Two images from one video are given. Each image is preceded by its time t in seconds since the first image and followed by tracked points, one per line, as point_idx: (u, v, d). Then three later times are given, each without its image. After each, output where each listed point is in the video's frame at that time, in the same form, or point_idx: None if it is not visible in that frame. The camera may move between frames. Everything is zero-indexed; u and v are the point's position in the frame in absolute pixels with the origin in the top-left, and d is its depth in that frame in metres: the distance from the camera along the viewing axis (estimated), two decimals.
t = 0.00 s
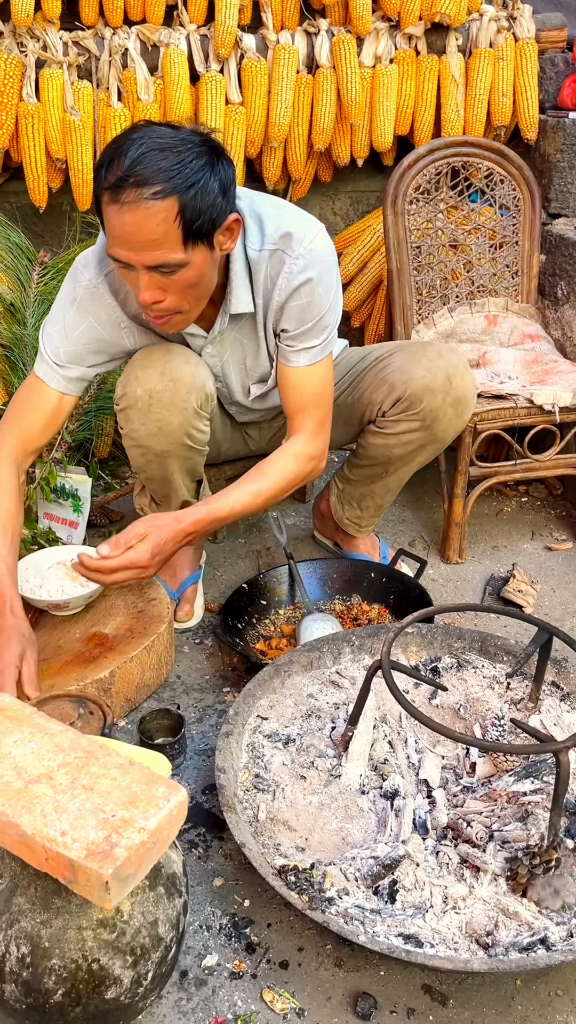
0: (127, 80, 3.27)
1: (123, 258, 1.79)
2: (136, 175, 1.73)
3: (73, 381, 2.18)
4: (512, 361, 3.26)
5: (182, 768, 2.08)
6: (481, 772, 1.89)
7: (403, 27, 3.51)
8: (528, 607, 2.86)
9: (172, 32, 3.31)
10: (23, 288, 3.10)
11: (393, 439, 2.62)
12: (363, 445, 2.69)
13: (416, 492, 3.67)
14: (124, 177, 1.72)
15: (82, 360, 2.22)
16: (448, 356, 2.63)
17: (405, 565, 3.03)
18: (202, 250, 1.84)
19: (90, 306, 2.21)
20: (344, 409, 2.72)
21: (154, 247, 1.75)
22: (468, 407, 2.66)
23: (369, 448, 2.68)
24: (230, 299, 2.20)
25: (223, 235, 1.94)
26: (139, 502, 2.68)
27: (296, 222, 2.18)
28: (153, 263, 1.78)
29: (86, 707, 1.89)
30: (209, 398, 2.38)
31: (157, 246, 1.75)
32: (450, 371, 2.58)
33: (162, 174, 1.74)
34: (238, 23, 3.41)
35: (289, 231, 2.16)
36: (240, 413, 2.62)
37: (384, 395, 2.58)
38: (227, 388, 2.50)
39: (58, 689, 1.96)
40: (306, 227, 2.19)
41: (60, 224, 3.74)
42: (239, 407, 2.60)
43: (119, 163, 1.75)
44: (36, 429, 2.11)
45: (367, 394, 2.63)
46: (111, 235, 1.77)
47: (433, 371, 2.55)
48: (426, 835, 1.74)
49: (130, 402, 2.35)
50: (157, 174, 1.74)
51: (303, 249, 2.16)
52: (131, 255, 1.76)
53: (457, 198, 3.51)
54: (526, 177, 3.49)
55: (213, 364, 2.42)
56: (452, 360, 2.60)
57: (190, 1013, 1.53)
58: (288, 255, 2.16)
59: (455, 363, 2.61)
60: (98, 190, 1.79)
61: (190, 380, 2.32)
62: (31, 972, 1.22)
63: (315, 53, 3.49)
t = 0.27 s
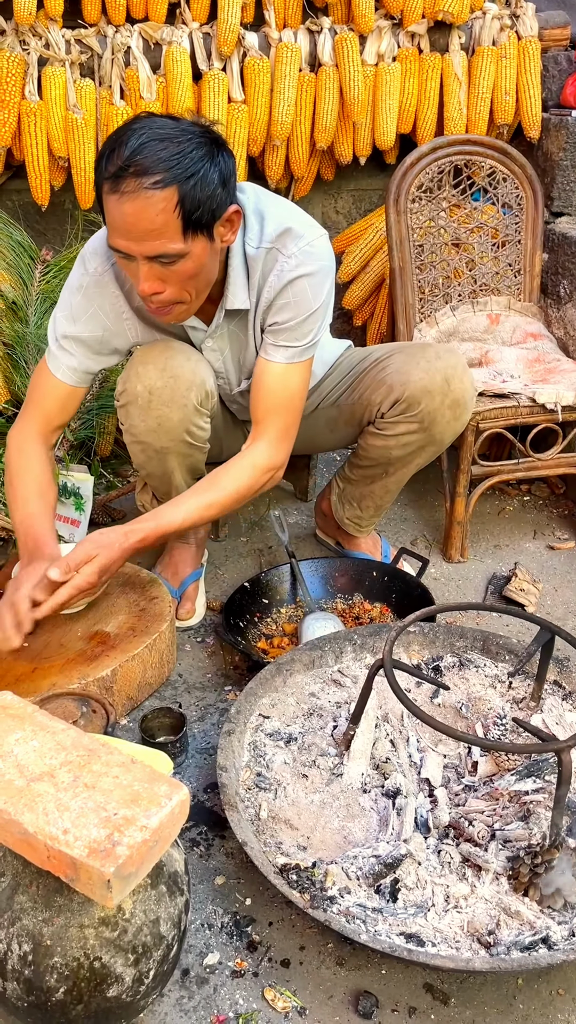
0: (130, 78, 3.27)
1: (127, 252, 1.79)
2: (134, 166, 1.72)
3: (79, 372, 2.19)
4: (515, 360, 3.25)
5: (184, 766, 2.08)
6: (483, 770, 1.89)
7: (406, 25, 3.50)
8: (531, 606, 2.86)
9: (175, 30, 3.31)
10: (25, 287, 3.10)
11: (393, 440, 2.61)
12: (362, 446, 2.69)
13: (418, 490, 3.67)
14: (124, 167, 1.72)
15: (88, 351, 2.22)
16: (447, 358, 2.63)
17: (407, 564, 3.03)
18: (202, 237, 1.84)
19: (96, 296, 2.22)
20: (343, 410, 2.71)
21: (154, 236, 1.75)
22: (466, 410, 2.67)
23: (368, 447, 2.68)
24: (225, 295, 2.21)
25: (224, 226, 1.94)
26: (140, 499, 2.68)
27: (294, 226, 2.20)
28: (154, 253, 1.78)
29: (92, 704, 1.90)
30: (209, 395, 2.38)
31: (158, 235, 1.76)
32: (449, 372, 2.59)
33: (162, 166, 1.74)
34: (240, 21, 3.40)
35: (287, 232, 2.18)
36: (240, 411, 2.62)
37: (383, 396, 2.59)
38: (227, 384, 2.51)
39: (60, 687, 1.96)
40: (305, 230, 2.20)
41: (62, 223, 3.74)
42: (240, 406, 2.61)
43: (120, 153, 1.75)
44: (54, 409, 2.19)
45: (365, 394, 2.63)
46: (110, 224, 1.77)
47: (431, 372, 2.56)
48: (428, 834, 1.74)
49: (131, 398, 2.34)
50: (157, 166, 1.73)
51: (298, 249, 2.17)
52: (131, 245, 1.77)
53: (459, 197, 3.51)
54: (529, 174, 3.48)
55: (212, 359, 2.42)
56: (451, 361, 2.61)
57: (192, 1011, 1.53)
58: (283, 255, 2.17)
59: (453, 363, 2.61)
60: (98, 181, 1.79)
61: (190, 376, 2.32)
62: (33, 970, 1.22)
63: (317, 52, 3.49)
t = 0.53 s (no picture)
0: (132, 76, 3.26)
1: (123, 261, 1.78)
2: (132, 173, 1.72)
3: (78, 365, 2.12)
4: (517, 360, 3.24)
5: (185, 765, 2.08)
6: (484, 769, 1.88)
7: (408, 23, 3.49)
8: (533, 605, 2.85)
9: (177, 29, 3.32)
10: (27, 285, 3.09)
11: (396, 439, 2.61)
12: (365, 444, 2.68)
13: (420, 489, 3.67)
14: (121, 175, 1.72)
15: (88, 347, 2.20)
16: (450, 354, 2.63)
17: (409, 563, 3.02)
18: (200, 247, 1.83)
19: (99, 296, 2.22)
20: (346, 408, 2.71)
21: (150, 245, 1.75)
22: (470, 409, 2.66)
23: (371, 446, 2.67)
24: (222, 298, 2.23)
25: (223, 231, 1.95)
26: (140, 498, 2.67)
27: (287, 227, 2.20)
28: (152, 262, 1.78)
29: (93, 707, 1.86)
30: (208, 392, 2.39)
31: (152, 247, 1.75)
32: (452, 371, 2.58)
33: (159, 173, 1.74)
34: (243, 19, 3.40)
35: (279, 234, 2.18)
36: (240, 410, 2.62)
37: (386, 395, 2.58)
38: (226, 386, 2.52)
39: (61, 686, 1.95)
40: (297, 230, 2.20)
41: (64, 221, 3.74)
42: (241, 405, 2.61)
43: (117, 163, 1.74)
44: (49, 420, 2.07)
45: (369, 392, 2.63)
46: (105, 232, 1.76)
47: (435, 371, 2.55)
48: (429, 833, 1.74)
49: (129, 397, 2.34)
50: (154, 175, 1.73)
51: (290, 248, 2.15)
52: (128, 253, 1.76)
53: (462, 194, 3.51)
54: (532, 173, 3.47)
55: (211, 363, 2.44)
56: (454, 360, 2.60)
57: (193, 1010, 1.53)
58: (276, 256, 2.16)
59: (457, 362, 2.61)
60: (95, 191, 1.79)
61: (189, 374, 2.32)
62: (34, 968, 1.22)
63: (320, 49, 3.48)
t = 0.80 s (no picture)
0: (134, 75, 3.26)
1: (121, 267, 1.78)
2: (128, 180, 1.71)
3: (76, 364, 2.14)
4: (518, 359, 3.24)
5: (186, 764, 2.08)
6: (486, 769, 1.88)
7: (410, 22, 3.49)
8: (535, 605, 2.85)
9: (179, 28, 3.32)
10: (29, 284, 3.09)
11: (393, 444, 2.61)
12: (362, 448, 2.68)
13: (422, 488, 3.67)
14: (116, 183, 1.71)
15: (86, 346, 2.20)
16: (447, 360, 2.61)
17: (410, 563, 3.02)
18: (196, 251, 1.84)
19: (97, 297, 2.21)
20: (343, 411, 2.70)
21: (151, 252, 1.75)
22: (466, 413, 2.65)
23: (368, 450, 2.67)
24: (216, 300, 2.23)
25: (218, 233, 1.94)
26: (139, 499, 2.66)
27: (277, 228, 2.20)
28: (150, 268, 1.78)
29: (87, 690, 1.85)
30: (203, 393, 2.39)
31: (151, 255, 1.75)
32: (448, 377, 2.57)
33: (155, 179, 1.73)
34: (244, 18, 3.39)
35: (269, 236, 2.18)
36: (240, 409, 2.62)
37: (381, 401, 2.57)
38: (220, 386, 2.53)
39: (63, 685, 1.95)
40: (287, 229, 2.19)
41: (66, 219, 3.74)
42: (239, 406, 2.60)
43: (111, 170, 1.74)
44: (47, 420, 2.07)
45: (365, 398, 2.62)
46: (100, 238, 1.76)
47: (430, 378, 2.54)
48: (431, 832, 1.74)
49: (125, 397, 2.34)
50: (149, 180, 1.72)
51: (281, 246, 2.14)
52: (126, 261, 1.76)
53: (463, 193, 3.50)
54: (534, 173, 3.47)
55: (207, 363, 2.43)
56: (450, 365, 2.59)
57: (194, 1008, 1.53)
58: (267, 256, 2.16)
59: (453, 368, 2.59)
60: (90, 198, 1.78)
61: (183, 375, 2.32)
62: (36, 966, 1.22)
63: (321, 48, 3.47)
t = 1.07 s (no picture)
0: (136, 74, 3.27)
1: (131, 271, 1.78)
2: (139, 186, 1.70)
3: (76, 366, 2.15)
4: (520, 359, 3.23)
5: (188, 763, 2.08)
6: (487, 769, 1.88)
7: (412, 21, 3.48)
8: (536, 604, 2.85)
9: (181, 27, 3.32)
10: (30, 284, 3.10)
11: (396, 441, 2.61)
12: (364, 445, 2.68)
13: (423, 487, 3.66)
14: (125, 190, 1.70)
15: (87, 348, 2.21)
16: (448, 355, 2.61)
17: (411, 562, 3.02)
18: (207, 251, 1.85)
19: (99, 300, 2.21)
20: (345, 408, 2.70)
21: (163, 257, 1.76)
22: (468, 409, 2.64)
23: (370, 447, 2.67)
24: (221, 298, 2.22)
25: (226, 234, 1.95)
26: (141, 498, 2.66)
27: (277, 225, 2.19)
28: (163, 271, 1.78)
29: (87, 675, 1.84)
30: (206, 389, 2.39)
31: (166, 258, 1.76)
32: (450, 372, 2.56)
33: (164, 183, 1.72)
34: (246, 17, 3.39)
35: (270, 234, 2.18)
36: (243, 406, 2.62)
37: (384, 398, 2.56)
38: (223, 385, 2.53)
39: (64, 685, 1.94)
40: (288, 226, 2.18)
41: (67, 218, 3.74)
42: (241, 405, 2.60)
43: (120, 175, 1.73)
44: (44, 422, 2.08)
45: (367, 395, 2.62)
46: (112, 244, 1.75)
47: (432, 374, 2.54)
48: (432, 832, 1.74)
49: (127, 393, 2.34)
50: (158, 185, 1.72)
51: (282, 242, 2.14)
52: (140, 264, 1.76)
53: (465, 193, 3.49)
54: (536, 172, 3.47)
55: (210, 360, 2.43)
56: (452, 361, 2.58)
57: (196, 1008, 1.53)
58: (268, 252, 2.15)
59: (455, 364, 2.59)
60: (96, 202, 1.77)
61: (186, 372, 2.32)
62: (37, 966, 1.22)
63: (323, 47, 3.47)
